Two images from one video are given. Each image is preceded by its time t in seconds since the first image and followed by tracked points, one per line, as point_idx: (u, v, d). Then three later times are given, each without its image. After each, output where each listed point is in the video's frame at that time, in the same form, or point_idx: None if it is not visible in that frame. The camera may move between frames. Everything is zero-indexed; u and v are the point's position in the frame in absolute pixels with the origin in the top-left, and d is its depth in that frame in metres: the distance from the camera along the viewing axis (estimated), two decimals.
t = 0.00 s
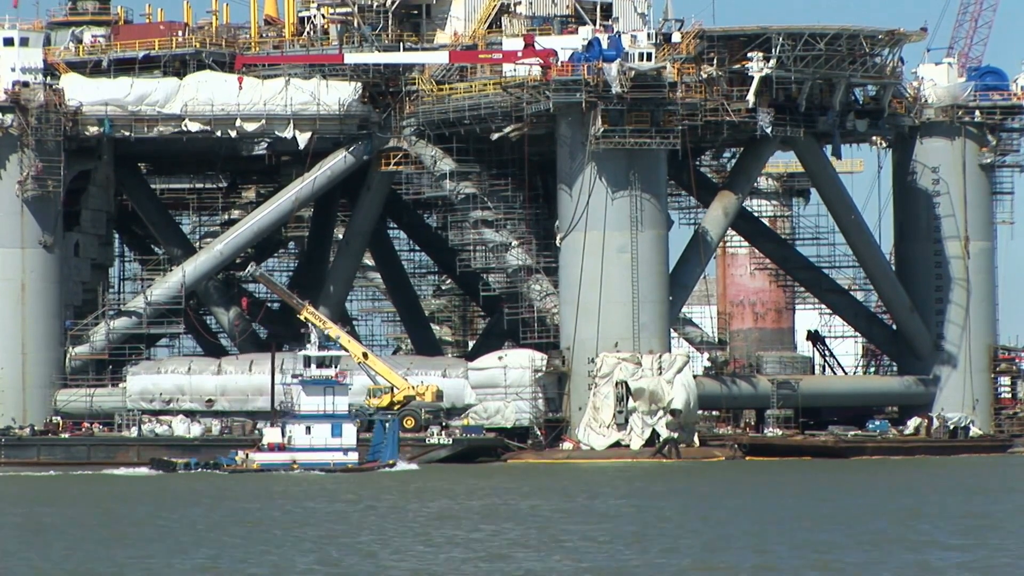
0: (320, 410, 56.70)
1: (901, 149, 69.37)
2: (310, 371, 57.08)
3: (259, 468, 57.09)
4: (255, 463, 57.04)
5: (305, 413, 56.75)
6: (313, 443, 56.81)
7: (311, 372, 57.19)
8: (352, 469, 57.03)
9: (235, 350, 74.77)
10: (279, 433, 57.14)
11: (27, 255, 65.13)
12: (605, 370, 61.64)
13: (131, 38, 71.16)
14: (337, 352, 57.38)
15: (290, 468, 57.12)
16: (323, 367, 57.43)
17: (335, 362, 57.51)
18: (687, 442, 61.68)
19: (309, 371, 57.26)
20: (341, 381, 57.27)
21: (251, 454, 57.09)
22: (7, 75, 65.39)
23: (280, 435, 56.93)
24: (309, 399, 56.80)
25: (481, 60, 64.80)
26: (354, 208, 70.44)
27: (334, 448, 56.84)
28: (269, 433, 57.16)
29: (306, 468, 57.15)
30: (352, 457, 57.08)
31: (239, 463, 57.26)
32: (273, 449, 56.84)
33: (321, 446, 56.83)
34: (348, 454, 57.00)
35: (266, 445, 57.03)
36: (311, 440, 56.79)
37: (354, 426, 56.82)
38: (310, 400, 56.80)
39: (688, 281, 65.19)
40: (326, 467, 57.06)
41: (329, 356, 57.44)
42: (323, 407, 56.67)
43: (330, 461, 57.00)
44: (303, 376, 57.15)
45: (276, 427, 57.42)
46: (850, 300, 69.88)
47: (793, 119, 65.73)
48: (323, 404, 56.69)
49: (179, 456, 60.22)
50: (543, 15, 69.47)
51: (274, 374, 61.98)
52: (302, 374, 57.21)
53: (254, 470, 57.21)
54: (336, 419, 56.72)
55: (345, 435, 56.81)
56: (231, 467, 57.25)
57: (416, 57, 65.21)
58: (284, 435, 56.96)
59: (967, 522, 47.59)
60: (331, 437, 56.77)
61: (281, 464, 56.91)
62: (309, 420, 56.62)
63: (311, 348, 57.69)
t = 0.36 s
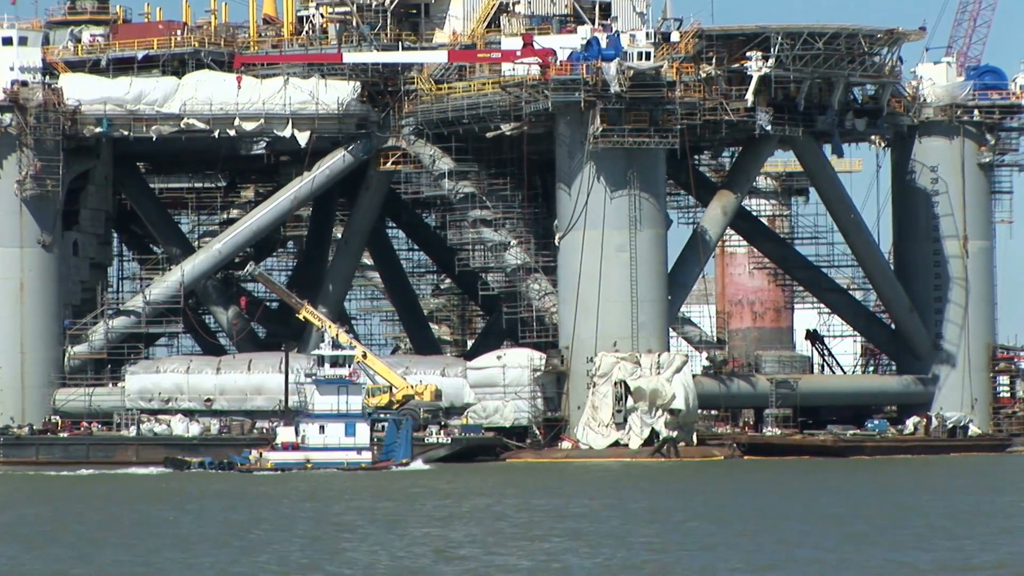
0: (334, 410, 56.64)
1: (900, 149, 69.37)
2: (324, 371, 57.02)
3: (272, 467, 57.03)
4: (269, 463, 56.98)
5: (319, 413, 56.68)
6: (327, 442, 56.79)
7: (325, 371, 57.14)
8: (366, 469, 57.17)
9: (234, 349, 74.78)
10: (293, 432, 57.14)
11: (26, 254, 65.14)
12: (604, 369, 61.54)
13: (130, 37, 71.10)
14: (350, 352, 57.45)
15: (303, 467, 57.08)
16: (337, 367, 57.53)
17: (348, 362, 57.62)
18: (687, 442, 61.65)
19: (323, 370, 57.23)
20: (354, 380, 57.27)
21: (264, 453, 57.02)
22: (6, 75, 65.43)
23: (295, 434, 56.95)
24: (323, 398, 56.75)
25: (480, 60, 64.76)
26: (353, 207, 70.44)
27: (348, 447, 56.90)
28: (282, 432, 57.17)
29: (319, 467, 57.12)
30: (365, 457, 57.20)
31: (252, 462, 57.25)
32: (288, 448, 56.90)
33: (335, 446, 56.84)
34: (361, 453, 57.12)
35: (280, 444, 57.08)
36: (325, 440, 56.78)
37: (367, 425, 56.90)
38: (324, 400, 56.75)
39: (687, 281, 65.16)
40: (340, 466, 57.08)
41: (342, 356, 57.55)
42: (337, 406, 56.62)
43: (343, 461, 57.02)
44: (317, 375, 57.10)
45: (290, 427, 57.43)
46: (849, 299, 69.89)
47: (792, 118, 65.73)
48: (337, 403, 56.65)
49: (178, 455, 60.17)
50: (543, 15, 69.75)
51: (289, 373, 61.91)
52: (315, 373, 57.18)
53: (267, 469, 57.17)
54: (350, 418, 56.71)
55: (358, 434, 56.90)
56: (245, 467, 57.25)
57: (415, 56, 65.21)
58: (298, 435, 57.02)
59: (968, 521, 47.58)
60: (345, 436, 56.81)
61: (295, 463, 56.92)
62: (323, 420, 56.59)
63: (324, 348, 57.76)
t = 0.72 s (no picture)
0: (348, 410, 56.87)
1: (898, 148, 69.38)
2: (338, 371, 57.17)
3: (287, 466, 57.52)
4: (282, 462, 57.46)
5: (333, 413, 56.92)
6: (341, 441, 57.05)
7: (339, 371, 57.29)
8: (379, 468, 57.33)
9: (233, 349, 74.76)
10: (307, 432, 57.44)
11: (25, 254, 65.18)
12: (602, 369, 61.44)
13: (129, 37, 71.09)
14: (363, 352, 57.61)
15: (317, 466, 57.44)
16: (351, 367, 57.64)
17: (362, 363, 57.78)
18: (685, 442, 61.71)
19: (337, 370, 57.40)
20: (369, 379, 57.39)
21: (279, 452, 57.49)
22: (5, 75, 65.66)
23: (308, 433, 57.27)
24: (337, 398, 56.95)
25: (478, 60, 64.79)
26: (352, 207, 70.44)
27: (362, 447, 57.13)
28: (296, 432, 57.56)
29: (333, 467, 57.44)
30: (379, 457, 57.34)
31: (267, 461, 57.71)
32: (301, 447, 57.23)
33: (348, 445, 57.07)
34: (375, 453, 57.28)
35: (293, 444, 57.42)
36: (338, 440, 57.03)
37: (380, 424, 57.13)
38: (338, 399, 56.97)
39: (685, 281, 65.15)
40: (353, 466, 57.34)
41: (356, 355, 57.72)
42: (351, 406, 56.85)
43: (357, 461, 57.27)
44: (331, 375, 57.24)
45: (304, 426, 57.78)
46: (847, 299, 69.88)
47: (790, 118, 65.76)
48: (351, 403, 56.86)
49: (177, 455, 60.14)
50: (541, 14, 69.65)
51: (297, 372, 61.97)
52: (330, 373, 57.35)
53: (282, 468, 57.65)
54: (363, 418, 56.91)
55: (372, 434, 57.11)
56: (259, 467, 57.69)
57: (413, 56, 65.19)
58: (311, 435, 57.32)
59: (967, 521, 47.60)
60: (359, 436, 57.03)
61: (308, 463, 57.30)
62: (336, 419, 56.83)
63: (339, 347, 57.94)
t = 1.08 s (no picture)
0: (361, 410, 56.52)
1: (897, 148, 69.39)
2: (351, 370, 56.79)
3: (301, 466, 57.67)
4: (297, 462, 57.64)
5: (346, 413, 56.59)
6: (354, 441, 56.88)
7: (352, 371, 56.92)
8: (393, 468, 57.08)
9: (232, 349, 74.74)
10: (321, 431, 57.42)
11: (24, 255, 65.17)
12: (600, 368, 61.51)
13: (128, 37, 71.05)
14: (378, 351, 57.24)
15: (331, 466, 57.47)
16: (365, 366, 57.48)
17: (376, 362, 57.41)
18: (683, 442, 61.75)
19: (351, 370, 57.06)
20: (382, 379, 56.95)
21: (293, 452, 57.68)
22: (4, 75, 65.62)
23: (321, 433, 57.29)
24: (350, 398, 56.53)
25: (477, 60, 64.85)
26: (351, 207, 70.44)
27: (375, 447, 56.92)
28: (310, 432, 57.67)
29: (347, 467, 57.38)
30: (393, 457, 57.10)
31: (281, 461, 57.90)
32: (315, 447, 57.32)
33: (362, 445, 56.89)
34: (388, 453, 57.05)
35: (308, 444, 57.52)
36: (352, 439, 56.86)
37: (394, 424, 56.79)
38: (352, 399, 56.54)
39: (685, 281, 65.15)
40: (367, 466, 57.14)
41: (371, 354, 57.47)
42: (365, 406, 56.45)
43: (370, 461, 57.06)
44: (345, 375, 56.86)
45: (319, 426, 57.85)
46: (846, 299, 69.88)
47: (789, 118, 65.77)
48: (364, 403, 56.43)
49: (176, 455, 60.10)
50: (540, 14, 69.63)
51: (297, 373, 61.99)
52: (343, 372, 56.88)
53: (297, 467, 57.85)
54: (377, 418, 56.62)
55: (386, 434, 56.84)
56: (273, 467, 57.87)
57: (412, 56, 65.24)
58: (325, 434, 57.32)
59: (967, 521, 47.58)
60: (372, 436, 56.79)
61: (322, 462, 57.34)
62: (349, 419, 56.57)
63: (353, 347, 57.65)
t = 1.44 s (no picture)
0: (376, 410, 56.65)
1: (897, 148, 69.38)
2: (366, 370, 56.98)
3: (316, 466, 57.62)
4: (312, 462, 57.60)
5: (361, 412, 56.67)
6: (369, 441, 56.98)
7: (366, 371, 57.10)
8: (408, 468, 57.21)
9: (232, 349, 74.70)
10: (335, 431, 57.35)
11: (24, 255, 65.16)
12: (600, 368, 61.53)
13: (128, 37, 71.09)
14: (393, 351, 57.18)
15: (346, 466, 57.37)
16: (379, 366, 57.41)
17: (390, 362, 57.55)
18: (683, 442, 61.79)
19: (365, 370, 57.21)
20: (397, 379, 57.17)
21: (308, 452, 57.59)
22: (4, 75, 65.58)
23: (336, 433, 57.17)
24: (365, 398, 56.71)
25: (477, 59, 64.91)
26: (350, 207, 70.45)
27: (390, 446, 57.04)
28: (324, 432, 57.50)
29: (362, 467, 57.31)
30: (408, 456, 57.23)
31: (296, 461, 58.13)
32: (329, 447, 57.21)
33: (377, 445, 57.00)
34: (403, 453, 57.19)
35: (322, 443, 57.37)
36: (367, 439, 56.95)
37: (409, 424, 56.96)
38: (366, 399, 56.70)
39: (685, 281, 65.14)
40: (382, 466, 57.18)
41: (385, 354, 57.46)
42: (379, 406, 56.61)
43: (385, 461, 57.12)
44: (359, 375, 57.06)
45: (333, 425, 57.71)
46: (846, 299, 69.86)
47: (789, 118, 65.76)
48: (378, 403, 56.62)
49: (176, 455, 60.10)
50: (540, 14, 69.61)
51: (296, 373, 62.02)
52: (357, 372, 57.07)
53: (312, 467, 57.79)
54: (392, 418, 56.78)
55: (400, 433, 56.98)
56: (288, 466, 58.19)
57: (411, 56, 65.29)
58: (339, 434, 57.22)
59: (966, 521, 47.58)
60: (387, 436, 56.93)
61: (337, 462, 57.27)
62: (364, 419, 56.65)
63: (367, 347, 57.59)
